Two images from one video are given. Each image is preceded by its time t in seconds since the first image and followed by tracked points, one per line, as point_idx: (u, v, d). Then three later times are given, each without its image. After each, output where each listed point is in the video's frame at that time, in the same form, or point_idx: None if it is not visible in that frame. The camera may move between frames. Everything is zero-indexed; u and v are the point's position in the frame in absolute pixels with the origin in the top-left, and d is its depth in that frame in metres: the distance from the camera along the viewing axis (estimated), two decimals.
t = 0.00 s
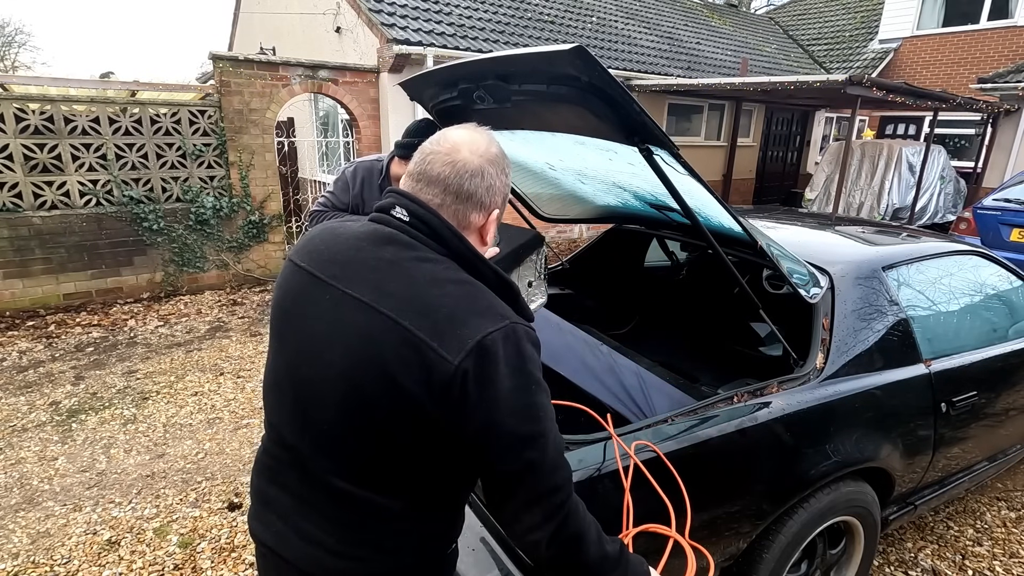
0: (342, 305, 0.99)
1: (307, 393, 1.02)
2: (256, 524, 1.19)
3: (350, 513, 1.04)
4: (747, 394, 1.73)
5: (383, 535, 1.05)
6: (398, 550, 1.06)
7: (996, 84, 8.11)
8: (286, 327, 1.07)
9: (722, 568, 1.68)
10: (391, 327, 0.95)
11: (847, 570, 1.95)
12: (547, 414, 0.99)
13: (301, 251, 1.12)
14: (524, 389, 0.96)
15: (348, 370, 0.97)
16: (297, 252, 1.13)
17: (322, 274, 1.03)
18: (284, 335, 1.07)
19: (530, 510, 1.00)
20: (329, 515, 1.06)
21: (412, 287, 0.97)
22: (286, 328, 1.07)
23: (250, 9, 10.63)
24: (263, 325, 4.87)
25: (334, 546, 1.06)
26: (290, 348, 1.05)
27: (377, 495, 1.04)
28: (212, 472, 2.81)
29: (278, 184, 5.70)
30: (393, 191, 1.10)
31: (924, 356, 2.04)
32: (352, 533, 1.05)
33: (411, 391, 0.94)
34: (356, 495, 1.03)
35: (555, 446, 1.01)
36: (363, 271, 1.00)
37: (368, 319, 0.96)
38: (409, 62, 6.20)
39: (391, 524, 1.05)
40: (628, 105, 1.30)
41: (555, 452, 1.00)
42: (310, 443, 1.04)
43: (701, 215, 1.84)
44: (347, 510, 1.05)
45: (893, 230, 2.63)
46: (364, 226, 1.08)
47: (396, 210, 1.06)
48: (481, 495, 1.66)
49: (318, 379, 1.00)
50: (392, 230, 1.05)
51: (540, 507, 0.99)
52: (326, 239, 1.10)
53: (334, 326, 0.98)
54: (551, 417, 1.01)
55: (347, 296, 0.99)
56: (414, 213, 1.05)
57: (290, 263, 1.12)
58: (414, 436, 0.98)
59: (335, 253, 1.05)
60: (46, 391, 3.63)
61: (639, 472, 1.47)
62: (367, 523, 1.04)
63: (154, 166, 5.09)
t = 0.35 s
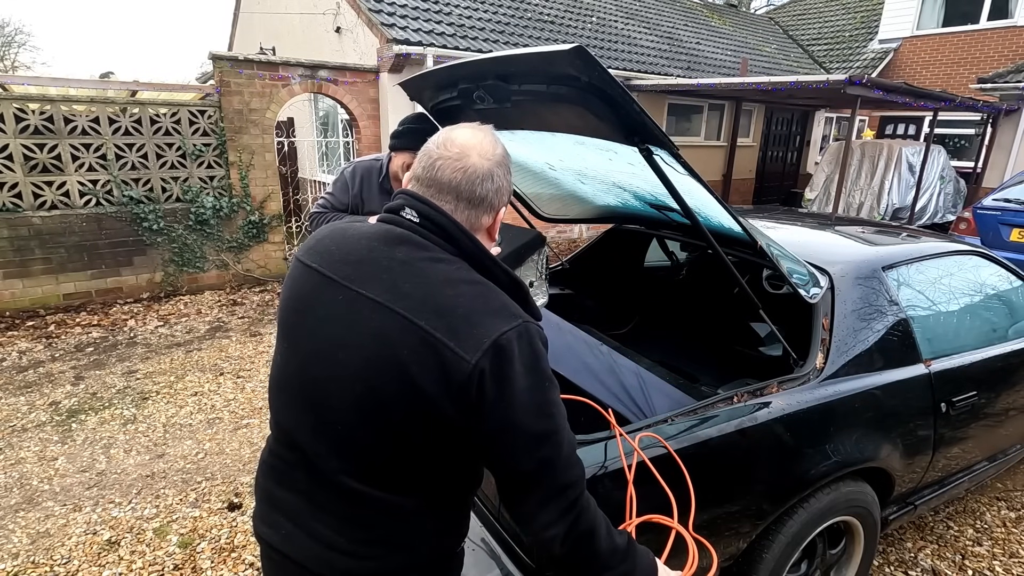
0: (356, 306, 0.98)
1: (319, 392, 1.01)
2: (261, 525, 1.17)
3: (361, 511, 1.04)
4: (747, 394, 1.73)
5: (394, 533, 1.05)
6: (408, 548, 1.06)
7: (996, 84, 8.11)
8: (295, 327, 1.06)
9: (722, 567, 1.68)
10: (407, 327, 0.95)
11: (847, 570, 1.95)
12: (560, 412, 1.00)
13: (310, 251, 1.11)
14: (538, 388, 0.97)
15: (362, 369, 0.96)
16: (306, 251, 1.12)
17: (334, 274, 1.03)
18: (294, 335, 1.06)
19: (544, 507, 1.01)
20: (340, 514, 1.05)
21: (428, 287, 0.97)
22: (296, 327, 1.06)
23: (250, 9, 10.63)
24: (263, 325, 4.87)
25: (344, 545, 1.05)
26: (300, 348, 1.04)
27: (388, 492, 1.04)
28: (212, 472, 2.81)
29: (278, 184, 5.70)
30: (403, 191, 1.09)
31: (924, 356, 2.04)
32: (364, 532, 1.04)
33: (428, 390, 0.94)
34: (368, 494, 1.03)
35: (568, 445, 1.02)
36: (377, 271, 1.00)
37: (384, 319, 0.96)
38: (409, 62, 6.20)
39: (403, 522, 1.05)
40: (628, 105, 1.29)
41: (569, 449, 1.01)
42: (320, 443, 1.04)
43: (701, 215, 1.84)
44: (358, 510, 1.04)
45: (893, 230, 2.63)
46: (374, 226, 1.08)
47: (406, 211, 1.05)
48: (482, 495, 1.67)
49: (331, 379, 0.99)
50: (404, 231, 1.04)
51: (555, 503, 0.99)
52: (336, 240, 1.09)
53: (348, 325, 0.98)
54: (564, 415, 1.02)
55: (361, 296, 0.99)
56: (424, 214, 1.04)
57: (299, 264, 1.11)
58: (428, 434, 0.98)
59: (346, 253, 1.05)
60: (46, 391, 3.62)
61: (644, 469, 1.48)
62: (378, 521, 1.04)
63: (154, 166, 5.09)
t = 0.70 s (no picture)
0: (371, 306, 0.98)
1: (332, 394, 1.01)
2: (270, 530, 1.17)
3: (373, 513, 1.04)
4: (747, 394, 1.73)
5: (406, 535, 1.04)
6: (420, 550, 1.06)
7: (996, 84, 8.11)
8: (308, 328, 1.06)
9: (722, 568, 1.68)
10: (423, 325, 0.95)
11: (847, 570, 1.95)
12: (573, 413, 1.00)
13: (323, 252, 1.11)
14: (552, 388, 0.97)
15: (377, 369, 0.96)
16: (318, 253, 1.12)
17: (348, 275, 1.03)
18: (306, 337, 1.06)
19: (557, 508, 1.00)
20: (352, 517, 1.05)
21: (444, 285, 0.97)
22: (309, 329, 1.05)
23: (250, 9, 10.63)
24: (263, 325, 4.87)
25: (354, 547, 1.05)
26: (313, 350, 1.04)
27: (401, 495, 1.04)
28: (212, 472, 2.81)
29: (278, 184, 5.70)
30: (416, 194, 1.09)
31: (924, 356, 2.04)
32: (376, 535, 1.04)
33: (443, 389, 0.94)
34: (380, 496, 1.03)
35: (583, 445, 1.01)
36: (392, 271, 1.00)
37: (400, 318, 0.96)
38: (409, 62, 6.21)
39: (415, 523, 1.04)
40: (628, 104, 1.29)
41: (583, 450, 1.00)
42: (332, 445, 1.03)
43: (701, 215, 1.84)
44: (370, 513, 1.04)
45: (894, 230, 2.63)
46: (388, 227, 1.08)
47: (420, 211, 1.06)
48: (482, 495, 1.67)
49: (346, 380, 0.99)
50: (419, 231, 1.04)
51: (568, 504, 0.99)
52: (350, 241, 1.09)
53: (363, 326, 0.98)
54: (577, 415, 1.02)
55: (376, 296, 0.99)
56: (439, 215, 1.05)
57: (311, 266, 1.11)
58: (442, 434, 0.98)
59: (360, 253, 1.04)
60: (46, 391, 3.63)
61: (643, 469, 1.48)
62: (390, 523, 1.04)
63: (154, 166, 5.09)
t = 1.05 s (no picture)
0: (412, 309, 0.98)
1: (369, 396, 1.00)
2: (295, 533, 1.15)
3: (407, 518, 1.02)
4: (748, 394, 1.73)
5: (438, 538, 1.03)
6: (453, 555, 1.05)
7: (996, 84, 8.12)
8: (343, 330, 1.04)
9: (723, 567, 1.68)
10: (468, 328, 0.95)
11: (847, 570, 1.95)
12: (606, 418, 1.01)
13: (358, 254, 1.09)
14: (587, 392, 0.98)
15: (418, 371, 0.95)
16: (351, 255, 1.11)
17: (386, 276, 1.01)
18: (340, 338, 1.04)
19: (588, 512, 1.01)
20: (384, 521, 1.03)
21: (485, 290, 0.98)
22: (343, 330, 1.04)
23: (250, 9, 10.63)
24: (263, 325, 4.87)
25: (386, 553, 1.04)
26: (349, 351, 1.03)
27: (436, 499, 1.03)
28: (212, 472, 2.81)
29: (278, 184, 5.70)
30: (451, 204, 1.10)
31: (924, 356, 2.04)
32: (409, 539, 1.03)
33: (486, 392, 0.94)
34: (415, 500, 1.01)
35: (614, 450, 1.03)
36: (432, 274, 0.99)
37: (444, 321, 0.95)
38: (409, 62, 6.21)
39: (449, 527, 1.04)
40: (627, 104, 1.29)
41: (615, 454, 1.02)
42: (366, 447, 1.02)
43: (701, 215, 1.84)
44: (404, 518, 1.02)
45: (893, 230, 2.63)
46: (424, 234, 1.07)
47: (458, 218, 1.06)
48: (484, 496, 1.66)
49: (385, 382, 0.98)
50: (459, 238, 1.04)
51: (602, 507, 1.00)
52: (385, 244, 1.08)
53: (403, 328, 0.97)
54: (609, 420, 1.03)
55: (417, 299, 0.98)
56: (479, 221, 1.05)
57: (344, 267, 1.10)
58: (481, 437, 0.98)
59: (398, 255, 1.03)
60: (46, 391, 3.62)
61: (642, 469, 1.47)
62: (426, 527, 1.03)
63: (154, 166, 5.09)
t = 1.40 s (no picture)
0: (515, 322, 0.99)
1: (477, 413, 1.01)
2: (399, 561, 1.14)
3: (526, 525, 1.05)
4: (747, 394, 1.73)
5: (556, 540, 1.07)
6: (568, 556, 1.08)
7: (996, 84, 8.12)
8: (437, 353, 1.04)
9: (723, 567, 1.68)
10: (574, 333, 0.98)
11: (847, 570, 1.95)
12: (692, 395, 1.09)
13: (435, 275, 1.09)
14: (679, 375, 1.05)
15: (530, 382, 0.97)
16: (427, 277, 1.10)
17: (481, 294, 1.02)
18: (437, 361, 1.04)
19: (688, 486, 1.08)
20: (504, 531, 1.05)
21: (580, 294, 1.01)
22: (437, 352, 1.04)
23: (250, 9, 10.63)
24: (263, 325, 4.87)
25: (507, 562, 1.06)
26: (448, 372, 1.03)
27: (548, 502, 1.05)
28: (212, 472, 2.81)
29: (278, 184, 5.70)
30: (511, 216, 1.10)
31: (924, 356, 2.04)
32: (529, 546, 1.06)
33: (599, 393, 0.98)
34: (530, 508, 1.04)
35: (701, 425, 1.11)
36: (525, 285, 1.01)
37: (549, 330, 0.98)
38: (409, 62, 6.21)
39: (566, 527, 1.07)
40: (627, 104, 1.29)
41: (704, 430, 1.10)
42: (478, 465, 1.03)
43: (702, 215, 1.84)
44: (523, 525, 1.05)
45: (893, 230, 2.63)
46: (493, 249, 1.07)
47: (527, 232, 1.07)
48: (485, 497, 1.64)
49: (495, 397, 0.99)
50: (532, 248, 1.06)
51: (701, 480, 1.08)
52: (460, 263, 1.08)
53: (506, 342, 0.99)
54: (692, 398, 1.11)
55: (517, 312, 0.99)
56: (551, 234, 1.07)
57: (423, 292, 1.09)
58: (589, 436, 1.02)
59: (483, 272, 1.04)
60: (46, 391, 3.63)
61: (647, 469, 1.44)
62: (543, 531, 1.06)
63: (154, 166, 5.09)
